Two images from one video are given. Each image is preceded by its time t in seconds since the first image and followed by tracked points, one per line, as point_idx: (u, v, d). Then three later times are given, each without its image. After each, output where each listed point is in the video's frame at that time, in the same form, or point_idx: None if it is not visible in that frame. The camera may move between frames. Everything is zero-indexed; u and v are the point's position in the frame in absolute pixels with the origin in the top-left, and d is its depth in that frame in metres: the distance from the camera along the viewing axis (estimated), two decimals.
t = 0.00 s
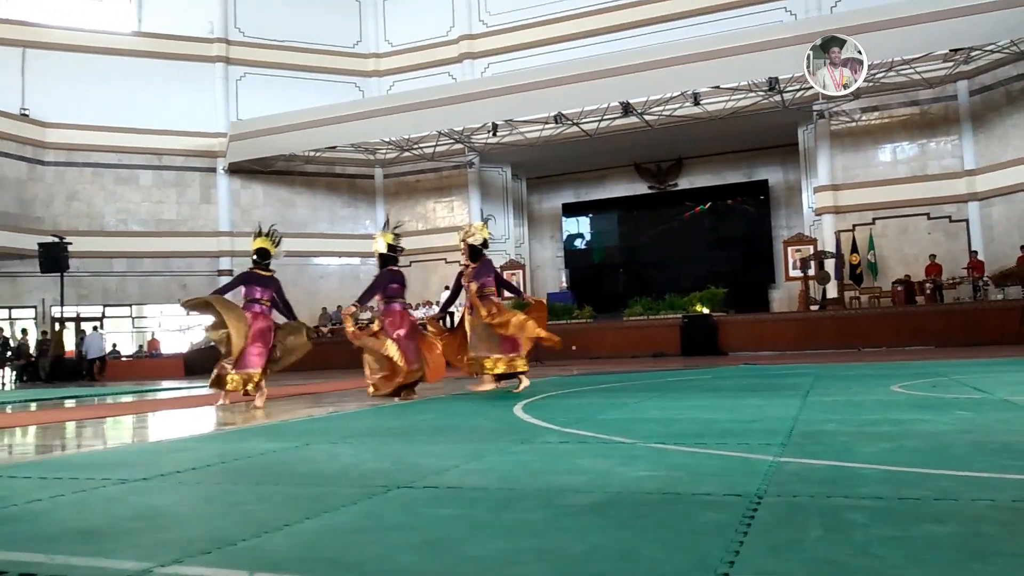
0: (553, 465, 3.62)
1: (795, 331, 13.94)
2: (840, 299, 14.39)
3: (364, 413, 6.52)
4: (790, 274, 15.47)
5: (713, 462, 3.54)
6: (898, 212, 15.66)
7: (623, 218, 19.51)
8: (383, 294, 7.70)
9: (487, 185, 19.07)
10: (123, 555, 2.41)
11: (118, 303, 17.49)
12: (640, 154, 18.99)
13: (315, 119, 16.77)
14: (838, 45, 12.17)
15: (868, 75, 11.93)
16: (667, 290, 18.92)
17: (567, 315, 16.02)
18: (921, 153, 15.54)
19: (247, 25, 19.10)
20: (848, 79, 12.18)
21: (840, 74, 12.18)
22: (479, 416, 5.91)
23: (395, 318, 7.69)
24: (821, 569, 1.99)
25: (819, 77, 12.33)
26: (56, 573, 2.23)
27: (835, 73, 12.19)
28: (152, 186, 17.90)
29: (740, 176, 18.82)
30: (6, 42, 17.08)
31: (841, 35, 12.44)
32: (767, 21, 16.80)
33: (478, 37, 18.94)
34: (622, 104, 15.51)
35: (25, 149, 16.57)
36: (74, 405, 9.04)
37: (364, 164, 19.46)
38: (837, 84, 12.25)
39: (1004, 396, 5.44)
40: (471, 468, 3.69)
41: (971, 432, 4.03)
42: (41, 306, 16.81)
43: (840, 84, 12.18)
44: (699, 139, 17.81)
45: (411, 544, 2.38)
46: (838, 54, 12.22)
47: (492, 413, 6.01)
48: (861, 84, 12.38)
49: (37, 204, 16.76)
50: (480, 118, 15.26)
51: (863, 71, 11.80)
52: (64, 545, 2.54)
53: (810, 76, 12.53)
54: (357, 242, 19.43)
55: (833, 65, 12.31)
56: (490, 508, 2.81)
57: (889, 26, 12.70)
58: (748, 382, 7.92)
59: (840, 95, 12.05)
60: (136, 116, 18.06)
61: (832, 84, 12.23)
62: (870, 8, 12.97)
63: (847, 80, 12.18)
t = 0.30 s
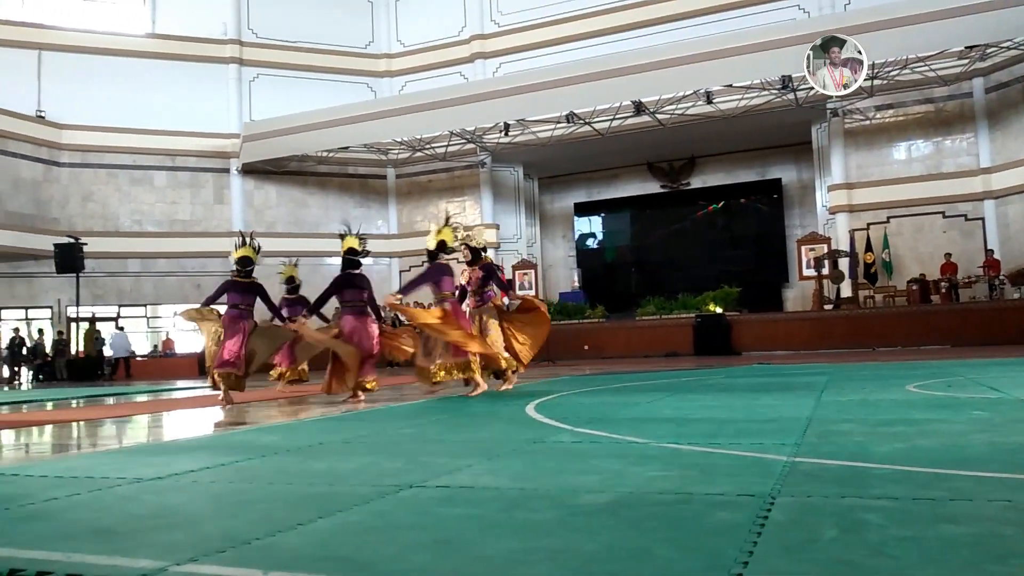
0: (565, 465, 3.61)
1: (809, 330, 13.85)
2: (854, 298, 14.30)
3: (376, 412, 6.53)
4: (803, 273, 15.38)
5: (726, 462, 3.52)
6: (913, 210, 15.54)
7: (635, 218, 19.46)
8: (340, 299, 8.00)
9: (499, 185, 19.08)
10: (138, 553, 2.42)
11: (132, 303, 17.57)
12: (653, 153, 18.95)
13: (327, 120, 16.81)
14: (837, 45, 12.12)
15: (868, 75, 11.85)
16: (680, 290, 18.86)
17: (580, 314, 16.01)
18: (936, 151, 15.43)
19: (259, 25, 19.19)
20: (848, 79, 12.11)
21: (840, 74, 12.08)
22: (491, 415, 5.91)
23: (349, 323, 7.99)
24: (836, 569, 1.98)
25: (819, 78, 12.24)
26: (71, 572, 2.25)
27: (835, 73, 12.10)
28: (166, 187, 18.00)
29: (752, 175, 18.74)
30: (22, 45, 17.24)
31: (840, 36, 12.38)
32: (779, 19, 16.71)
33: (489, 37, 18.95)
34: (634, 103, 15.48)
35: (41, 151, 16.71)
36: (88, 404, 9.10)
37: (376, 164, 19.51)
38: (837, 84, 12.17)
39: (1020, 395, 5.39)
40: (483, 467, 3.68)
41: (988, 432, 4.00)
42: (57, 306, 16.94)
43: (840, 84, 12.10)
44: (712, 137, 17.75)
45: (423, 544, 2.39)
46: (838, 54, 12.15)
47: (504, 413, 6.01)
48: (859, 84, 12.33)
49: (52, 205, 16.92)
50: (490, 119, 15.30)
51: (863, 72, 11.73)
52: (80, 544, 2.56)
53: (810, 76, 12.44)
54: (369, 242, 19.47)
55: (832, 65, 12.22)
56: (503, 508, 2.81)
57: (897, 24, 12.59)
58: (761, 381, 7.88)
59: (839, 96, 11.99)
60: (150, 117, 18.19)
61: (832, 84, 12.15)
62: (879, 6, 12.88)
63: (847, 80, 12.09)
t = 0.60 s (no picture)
0: (574, 465, 3.61)
1: (819, 331, 13.80)
2: (864, 299, 14.24)
3: (385, 412, 6.55)
4: (814, 273, 15.32)
5: (736, 463, 3.51)
6: (924, 210, 15.45)
7: (645, 218, 19.41)
8: (310, 307, 8.11)
9: (508, 185, 19.08)
10: (149, 552, 2.43)
11: (144, 303, 17.66)
12: (662, 153, 18.92)
13: (337, 120, 16.83)
14: (838, 45, 12.02)
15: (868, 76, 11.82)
16: (689, 290, 18.81)
17: (589, 315, 16.00)
18: (948, 150, 15.35)
19: (270, 26, 19.25)
20: (848, 79, 12.10)
21: (840, 74, 12.06)
22: (500, 415, 5.91)
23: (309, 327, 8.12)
24: (846, 570, 1.97)
25: (820, 78, 12.18)
26: (82, 571, 2.26)
27: (835, 73, 12.07)
28: (177, 188, 18.09)
29: (762, 174, 18.69)
30: (35, 47, 17.37)
31: (840, 36, 12.28)
32: (789, 18, 16.65)
33: (498, 37, 18.95)
34: (644, 103, 15.45)
35: (53, 151, 16.83)
36: (100, 403, 9.15)
37: (386, 165, 19.55)
38: (837, 84, 12.14)
39: None
40: (492, 467, 3.69)
41: (999, 433, 3.97)
42: (69, 306, 17.05)
43: (839, 85, 12.10)
44: (721, 137, 17.71)
45: (432, 544, 2.39)
46: (839, 54, 12.06)
47: (513, 413, 6.01)
48: (860, 84, 12.26)
49: (65, 206, 17.03)
50: (499, 119, 15.33)
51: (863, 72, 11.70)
52: (91, 542, 2.58)
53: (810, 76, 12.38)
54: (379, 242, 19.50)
55: (833, 65, 12.16)
56: (512, 509, 2.81)
57: (907, 23, 12.53)
58: (771, 382, 7.86)
59: (839, 96, 11.94)
60: (162, 118, 18.28)
61: (833, 84, 12.11)
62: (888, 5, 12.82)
63: (847, 80, 12.10)
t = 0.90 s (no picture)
0: (573, 466, 3.62)
1: (817, 332, 13.81)
2: (862, 300, 14.26)
3: (384, 413, 6.54)
4: (812, 275, 15.33)
5: (735, 464, 3.51)
6: (922, 212, 15.48)
7: (643, 218, 19.43)
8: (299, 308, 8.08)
9: (506, 186, 19.09)
10: (147, 553, 2.43)
11: (142, 303, 17.63)
12: (661, 154, 18.93)
13: (335, 121, 16.82)
14: (837, 46, 11.98)
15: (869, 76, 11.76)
16: (687, 291, 18.80)
17: (588, 315, 16.01)
18: (946, 152, 15.36)
19: (268, 27, 19.26)
20: (848, 79, 12.06)
21: (840, 74, 12.02)
22: (499, 416, 5.91)
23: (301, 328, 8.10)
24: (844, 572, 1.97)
25: (820, 77, 12.16)
26: (80, 571, 2.26)
27: (835, 73, 12.04)
28: (175, 189, 18.07)
29: (761, 176, 18.71)
30: (32, 47, 17.34)
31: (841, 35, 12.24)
32: (787, 20, 16.69)
33: (497, 38, 18.96)
34: (643, 104, 15.46)
35: (51, 152, 16.82)
36: (98, 405, 9.13)
37: (385, 166, 19.57)
38: (837, 84, 12.12)
39: None
40: (491, 468, 3.69)
41: (999, 434, 3.97)
42: (67, 306, 17.01)
43: (840, 85, 12.08)
44: (720, 138, 17.73)
45: (431, 545, 2.39)
46: (839, 54, 12.02)
47: (512, 414, 6.01)
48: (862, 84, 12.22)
49: (63, 206, 17.02)
50: (499, 120, 15.32)
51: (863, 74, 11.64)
52: (89, 543, 2.58)
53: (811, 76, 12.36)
54: (377, 244, 19.49)
55: (833, 65, 12.13)
56: (511, 510, 2.80)
57: (909, 24, 12.54)
58: (769, 383, 7.86)
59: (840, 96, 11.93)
60: (160, 118, 18.28)
61: (833, 84, 12.09)
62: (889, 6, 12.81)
63: (847, 80, 12.05)
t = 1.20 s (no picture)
0: (565, 469, 3.62)
1: (808, 334, 13.85)
2: (853, 302, 14.32)
3: (375, 416, 6.53)
4: (803, 277, 15.38)
5: (726, 466, 3.51)
6: (912, 214, 15.56)
7: (635, 221, 19.48)
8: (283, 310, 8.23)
9: (498, 188, 19.10)
10: (136, 557, 2.41)
11: (132, 306, 17.54)
12: (653, 156, 18.97)
13: (327, 123, 16.79)
14: (837, 46, 11.96)
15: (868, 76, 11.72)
16: (679, 293, 18.85)
17: (579, 318, 16.01)
18: (935, 155, 15.44)
19: (260, 30, 19.22)
20: (848, 79, 11.95)
21: (840, 74, 11.98)
22: (490, 419, 5.90)
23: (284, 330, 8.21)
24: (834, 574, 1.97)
25: (819, 77, 12.11)
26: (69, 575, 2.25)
27: (834, 73, 11.99)
28: (166, 191, 18.00)
29: (752, 179, 18.77)
30: (22, 48, 17.23)
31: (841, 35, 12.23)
32: (778, 24, 16.77)
33: (489, 40, 18.97)
34: (634, 107, 15.49)
35: (41, 154, 16.71)
36: (86, 408, 9.07)
37: (376, 168, 19.56)
38: (836, 84, 12.06)
39: (1018, 399, 5.39)
40: (482, 471, 3.68)
41: (988, 436, 3.99)
42: (56, 309, 16.88)
43: (839, 85, 12.01)
44: (711, 141, 17.78)
45: (423, 547, 2.38)
46: (838, 54, 11.99)
47: (503, 417, 6.00)
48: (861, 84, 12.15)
49: (53, 208, 16.91)
50: (494, 122, 15.30)
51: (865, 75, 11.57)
52: (78, 548, 2.55)
53: (809, 77, 12.34)
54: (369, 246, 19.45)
55: (832, 65, 12.10)
56: (503, 512, 2.80)
57: (909, 27, 12.54)
58: (761, 385, 7.88)
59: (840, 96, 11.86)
60: (151, 120, 18.20)
61: (831, 85, 12.03)
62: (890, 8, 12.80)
63: (846, 80, 11.95)
